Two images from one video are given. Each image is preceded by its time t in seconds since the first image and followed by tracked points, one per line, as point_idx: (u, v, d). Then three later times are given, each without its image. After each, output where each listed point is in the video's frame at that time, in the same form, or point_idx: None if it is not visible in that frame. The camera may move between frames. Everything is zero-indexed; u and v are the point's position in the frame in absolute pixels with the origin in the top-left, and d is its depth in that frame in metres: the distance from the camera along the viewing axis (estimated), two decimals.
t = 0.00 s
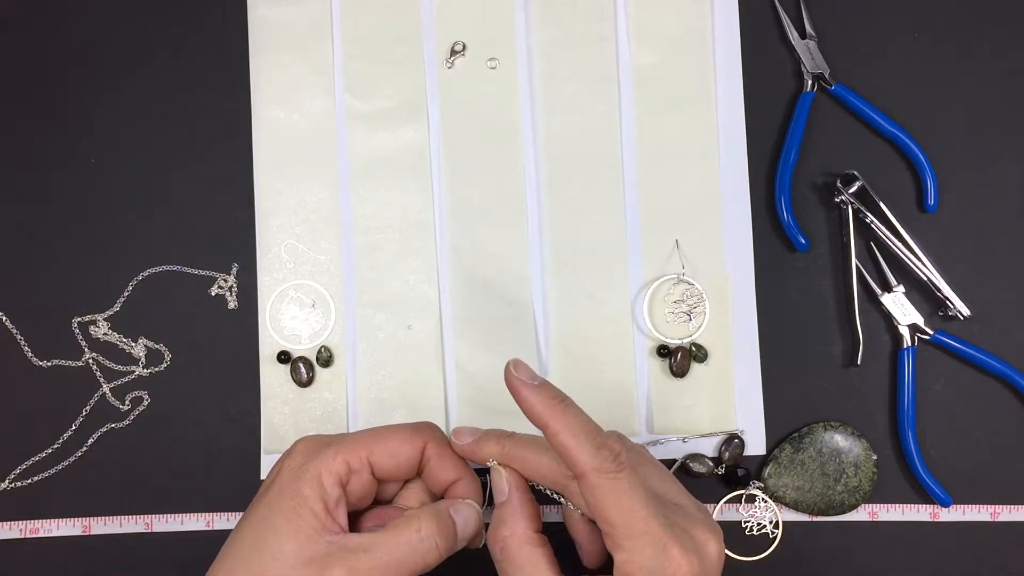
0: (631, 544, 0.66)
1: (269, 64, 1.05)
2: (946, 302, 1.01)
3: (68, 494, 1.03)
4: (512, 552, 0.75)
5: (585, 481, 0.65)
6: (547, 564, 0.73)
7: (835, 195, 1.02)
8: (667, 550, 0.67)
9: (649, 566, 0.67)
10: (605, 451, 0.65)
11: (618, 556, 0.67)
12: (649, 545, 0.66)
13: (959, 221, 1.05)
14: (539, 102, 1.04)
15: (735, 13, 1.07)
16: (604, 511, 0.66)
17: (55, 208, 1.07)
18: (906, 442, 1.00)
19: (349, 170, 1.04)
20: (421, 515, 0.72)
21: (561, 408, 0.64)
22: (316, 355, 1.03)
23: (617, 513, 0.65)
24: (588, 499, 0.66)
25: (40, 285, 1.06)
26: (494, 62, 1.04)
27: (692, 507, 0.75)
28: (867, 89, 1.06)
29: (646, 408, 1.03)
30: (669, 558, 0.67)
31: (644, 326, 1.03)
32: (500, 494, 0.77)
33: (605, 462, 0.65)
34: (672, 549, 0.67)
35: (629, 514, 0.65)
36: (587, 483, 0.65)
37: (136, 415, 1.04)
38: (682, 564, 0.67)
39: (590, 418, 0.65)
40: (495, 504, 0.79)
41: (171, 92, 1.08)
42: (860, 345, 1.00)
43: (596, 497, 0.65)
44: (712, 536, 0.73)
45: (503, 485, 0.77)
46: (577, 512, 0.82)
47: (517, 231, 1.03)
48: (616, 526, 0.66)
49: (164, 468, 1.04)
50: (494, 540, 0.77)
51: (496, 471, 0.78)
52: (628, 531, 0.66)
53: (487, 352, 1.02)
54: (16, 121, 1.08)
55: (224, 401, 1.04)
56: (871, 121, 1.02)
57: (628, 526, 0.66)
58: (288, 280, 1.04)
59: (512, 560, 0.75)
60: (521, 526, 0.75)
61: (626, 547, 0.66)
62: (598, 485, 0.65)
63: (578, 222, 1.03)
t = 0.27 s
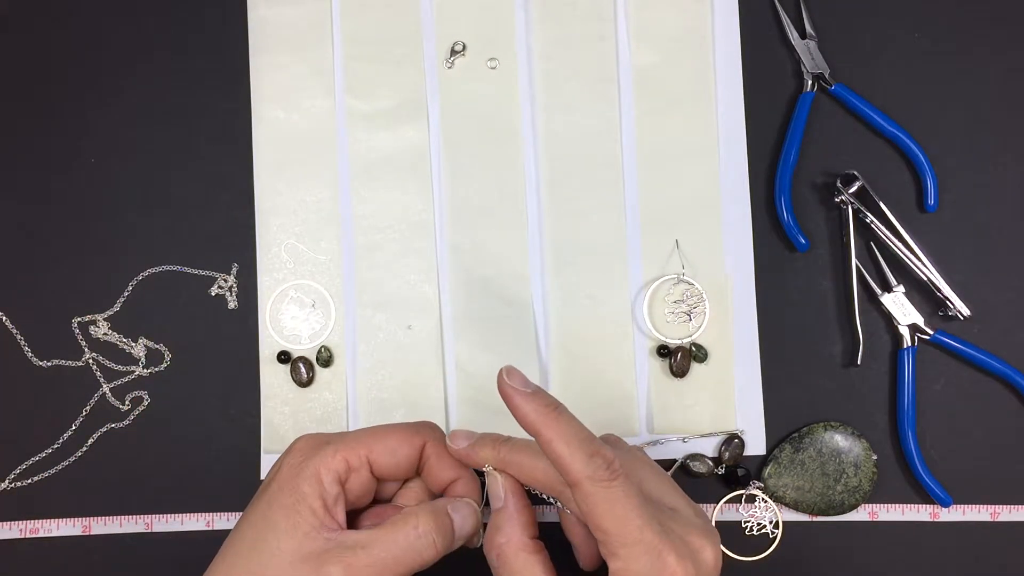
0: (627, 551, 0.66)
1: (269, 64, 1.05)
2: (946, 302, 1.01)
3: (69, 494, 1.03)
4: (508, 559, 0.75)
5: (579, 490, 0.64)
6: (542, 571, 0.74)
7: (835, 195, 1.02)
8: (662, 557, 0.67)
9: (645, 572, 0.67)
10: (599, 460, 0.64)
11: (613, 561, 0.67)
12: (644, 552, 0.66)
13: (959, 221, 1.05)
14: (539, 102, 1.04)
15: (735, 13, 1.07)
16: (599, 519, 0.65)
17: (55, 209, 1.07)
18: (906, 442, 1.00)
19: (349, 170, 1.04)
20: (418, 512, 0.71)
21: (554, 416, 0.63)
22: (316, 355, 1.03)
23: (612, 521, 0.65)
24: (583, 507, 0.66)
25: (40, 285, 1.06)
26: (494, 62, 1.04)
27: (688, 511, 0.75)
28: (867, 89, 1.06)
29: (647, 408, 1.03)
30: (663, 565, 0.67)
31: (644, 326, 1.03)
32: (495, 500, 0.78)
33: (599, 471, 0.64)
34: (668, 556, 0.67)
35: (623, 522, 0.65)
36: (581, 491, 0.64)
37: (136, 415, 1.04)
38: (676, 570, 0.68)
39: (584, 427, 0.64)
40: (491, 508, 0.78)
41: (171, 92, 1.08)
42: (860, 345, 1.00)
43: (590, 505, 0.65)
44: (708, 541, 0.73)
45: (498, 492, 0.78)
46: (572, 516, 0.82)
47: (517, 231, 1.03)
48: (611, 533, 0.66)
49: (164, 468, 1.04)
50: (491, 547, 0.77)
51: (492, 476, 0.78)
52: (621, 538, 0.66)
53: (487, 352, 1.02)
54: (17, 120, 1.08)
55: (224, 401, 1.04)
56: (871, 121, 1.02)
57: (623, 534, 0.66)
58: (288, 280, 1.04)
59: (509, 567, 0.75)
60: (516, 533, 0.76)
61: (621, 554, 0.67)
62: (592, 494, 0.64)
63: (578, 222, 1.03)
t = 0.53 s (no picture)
0: (625, 554, 0.66)
1: (269, 65, 1.05)
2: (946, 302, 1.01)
3: (69, 494, 1.03)
4: (505, 561, 0.75)
5: (576, 493, 0.64)
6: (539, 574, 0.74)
7: (835, 195, 1.02)
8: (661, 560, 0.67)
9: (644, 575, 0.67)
10: (596, 463, 0.64)
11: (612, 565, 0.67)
12: (642, 555, 0.66)
13: (960, 221, 1.05)
14: (539, 103, 1.04)
15: (735, 13, 1.07)
16: (596, 522, 0.65)
17: (55, 209, 1.07)
18: (906, 442, 1.00)
19: (349, 169, 1.04)
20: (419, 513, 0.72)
21: (550, 419, 0.63)
22: (316, 355, 1.03)
23: (609, 524, 0.65)
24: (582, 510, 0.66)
25: (39, 286, 1.06)
26: (495, 62, 1.04)
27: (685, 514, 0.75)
28: (867, 89, 1.06)
29: (647, 408, 1.03)
30: (663, 567, 0.67)
31: (645, 326, 1.03)
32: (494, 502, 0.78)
33: (596, 473, 0.64)
34: (666, 560, 0.67)
35: (621, 524, 0.65)
36: (578, 495, 0.64)
37: (136, 415, 1.04)
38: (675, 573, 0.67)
39: (581, 429, 0.64)
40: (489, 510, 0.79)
41: (171, 92, 1.08)
42: (860, 345, 1.00)
43: (588, 508, 0.65)
44: (707, 544, 0.73)
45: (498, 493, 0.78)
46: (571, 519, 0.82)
47: (516, 231, 1.03)
48: (610, 536, 0.66)
49: (164, 468, 1.04)
50: (488, 550, 0.77)
51: (490, 479, 0.78)
52: (619, 541, 0.66)
53: (487, 352, 1.02)
54: (17, 120, 1.08)
55: (223, 401, 1.04)
56: (871, 121, 1.02)
57: (621, 537, 0.66)
58: (288, 280, 1.04)
59: (506, 570, 0.75)
60: (514, 535, 0.76)
61: (620, 557, 0.67)
62: (590, 497, 0.64)
63: (577, 222, 1.03)
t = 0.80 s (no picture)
0: (623, 555, 0.67)
1: (268, 64, 1.05)
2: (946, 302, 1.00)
3: (69, 494, 1.03)
4: (504, 563, 0.75)
5: (574, 495, 0.64)
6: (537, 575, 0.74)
7: (835, 195, 1.02)
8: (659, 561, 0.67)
9: None
10: (594, 464, 0.64)
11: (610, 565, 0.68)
12: (641, 557, 0.67)
13: (960, 221, 1.05)
14: (539, 103, 1.04)
15: (735, 13, 1.07)
16: (595, 524, 0.66)
17: (55, 209, 1.07)
18: (906, 442, 1.00)
19: (349, 169, 1.04)
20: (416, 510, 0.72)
21: (550, 421, 0.63)
22: (316, 355, 1.03)
23: (608, 525, 0.65)
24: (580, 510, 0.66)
25: (39, 286, 1.06)
26: (494, 62, 1.04)
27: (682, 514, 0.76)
28: (867, 89, 1.06)
29: (647, 408, 1.03)
30: (661, 569, 0.67)
31: (645, 326, 1.03)
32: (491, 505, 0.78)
33: (595, 475, 0.64)
34: (664, 561, 0.67)
35: (620, 526, 0.65)
36: (576, 496, 0.64)
37: (136, 415, 1.04)
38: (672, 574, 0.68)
39: (580, 431, 0.64)
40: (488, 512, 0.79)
41: (171, 92, 1.08)
42: (860, 345, 1.00)
43: (586, 509, 0.65)
44: (705, 545, 0.73)
45: (496, 495, 0.78)
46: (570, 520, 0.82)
47: (516, 231, 1.03)
48: (608, 538, 0.66)
49: (164, 468, 1.04)
50: (487, 551, 0.77)
51: (488, 480, 0.78)
52: (617, 542, 0.66)
53: (486, 352, 1.02)
54: (17, 120, 1.08)
55: (224, 401, 1.04)
56: (871, 121, 1.02)
57: (620, 538, 0.66)
58: (288, 280, 1.04)
59: (504, 572, 0.75)
60: (513, 537, 0.76)
61: (618, 558, 0.67)
62: (589, 498, 0.64)
63: (577, 222, 1.03)
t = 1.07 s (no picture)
0: (619, 562, 0.66)
1: (268, 65, 1.05)
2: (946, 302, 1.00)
3: (69, 494, 1.03)
4: (501, 563, 0.76)
5: (574, 496, 0.65)
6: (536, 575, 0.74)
7: (835, 195, 1.02)
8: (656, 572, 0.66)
9: None
10: (596, 467, 0.64)
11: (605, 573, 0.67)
12: (637, 566, 0.66)
13: (960, 222, 1.05)
14: (539, 103, 1.04)
15: (735, 13, 1.07)
16: (593, 528, 0.65)
17: (55, 209, 1.07)
18: (906, 442, 1.00)
19: (349, 169, 1.04)
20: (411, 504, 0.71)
21: (555, 421, 0.63)
22: (316, 355, 1.03)
23: (606, 530, 0.65)
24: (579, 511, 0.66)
25: (39, 286, 1.06)
26: (495, 62, 1.04)
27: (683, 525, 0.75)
28: (867, 89, 1.06)
29: (646, 408, 1.03)
30: None
31: (644, 326, 1.03)
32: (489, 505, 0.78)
33: (596, 478, 0.64)
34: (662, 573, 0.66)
35: (618, 533, 0.65)
36: (576, 498, 0.64)
37: (136, 415, 1.04)
38: None
39: (584, 434, 0.65)
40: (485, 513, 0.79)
41: (171, 92, 1.08)
42: (859, 345, 1.00)
43: (585, 513, 0.65)
44: (704, 556, 0.71)
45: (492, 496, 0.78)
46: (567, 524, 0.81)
47: (516, 231, 1.03)
48: (604, 544, 0.66)
49: (164, 469, 1.04)
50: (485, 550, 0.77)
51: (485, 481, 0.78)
52: (613, 548, 0.66)
53: (487, 352, 1.02)
54: (16, 120, 1.08)
55: (224, 401, 1.04)
56: (871, 121, 1.02)
57: (617, 544, 0.65)
58: (288, 280, 1.04)
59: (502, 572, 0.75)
60: (511, 537, 0.76)
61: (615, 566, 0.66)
62: (589, 501, 0.64)
63: (577, 222, 1.03)
